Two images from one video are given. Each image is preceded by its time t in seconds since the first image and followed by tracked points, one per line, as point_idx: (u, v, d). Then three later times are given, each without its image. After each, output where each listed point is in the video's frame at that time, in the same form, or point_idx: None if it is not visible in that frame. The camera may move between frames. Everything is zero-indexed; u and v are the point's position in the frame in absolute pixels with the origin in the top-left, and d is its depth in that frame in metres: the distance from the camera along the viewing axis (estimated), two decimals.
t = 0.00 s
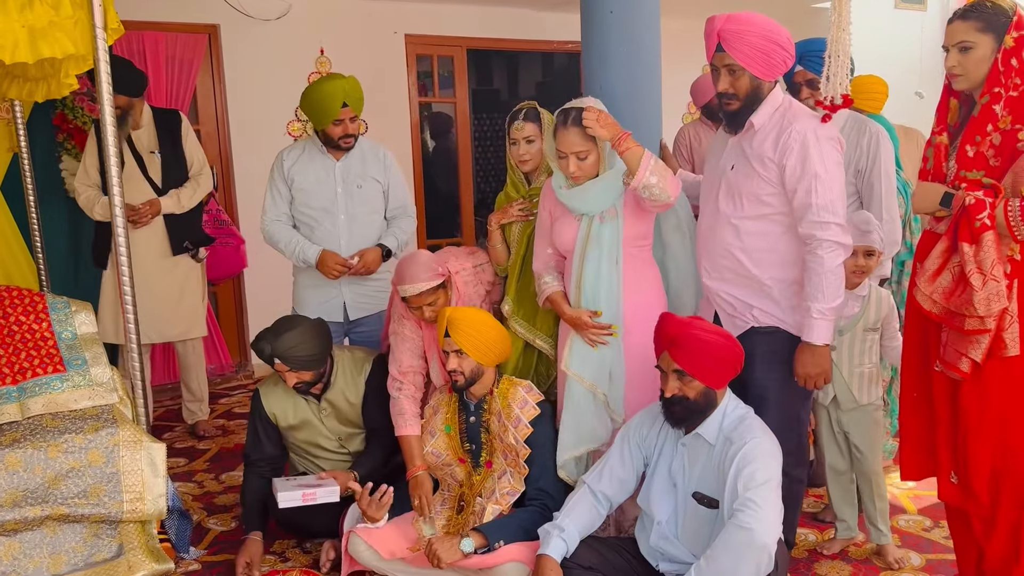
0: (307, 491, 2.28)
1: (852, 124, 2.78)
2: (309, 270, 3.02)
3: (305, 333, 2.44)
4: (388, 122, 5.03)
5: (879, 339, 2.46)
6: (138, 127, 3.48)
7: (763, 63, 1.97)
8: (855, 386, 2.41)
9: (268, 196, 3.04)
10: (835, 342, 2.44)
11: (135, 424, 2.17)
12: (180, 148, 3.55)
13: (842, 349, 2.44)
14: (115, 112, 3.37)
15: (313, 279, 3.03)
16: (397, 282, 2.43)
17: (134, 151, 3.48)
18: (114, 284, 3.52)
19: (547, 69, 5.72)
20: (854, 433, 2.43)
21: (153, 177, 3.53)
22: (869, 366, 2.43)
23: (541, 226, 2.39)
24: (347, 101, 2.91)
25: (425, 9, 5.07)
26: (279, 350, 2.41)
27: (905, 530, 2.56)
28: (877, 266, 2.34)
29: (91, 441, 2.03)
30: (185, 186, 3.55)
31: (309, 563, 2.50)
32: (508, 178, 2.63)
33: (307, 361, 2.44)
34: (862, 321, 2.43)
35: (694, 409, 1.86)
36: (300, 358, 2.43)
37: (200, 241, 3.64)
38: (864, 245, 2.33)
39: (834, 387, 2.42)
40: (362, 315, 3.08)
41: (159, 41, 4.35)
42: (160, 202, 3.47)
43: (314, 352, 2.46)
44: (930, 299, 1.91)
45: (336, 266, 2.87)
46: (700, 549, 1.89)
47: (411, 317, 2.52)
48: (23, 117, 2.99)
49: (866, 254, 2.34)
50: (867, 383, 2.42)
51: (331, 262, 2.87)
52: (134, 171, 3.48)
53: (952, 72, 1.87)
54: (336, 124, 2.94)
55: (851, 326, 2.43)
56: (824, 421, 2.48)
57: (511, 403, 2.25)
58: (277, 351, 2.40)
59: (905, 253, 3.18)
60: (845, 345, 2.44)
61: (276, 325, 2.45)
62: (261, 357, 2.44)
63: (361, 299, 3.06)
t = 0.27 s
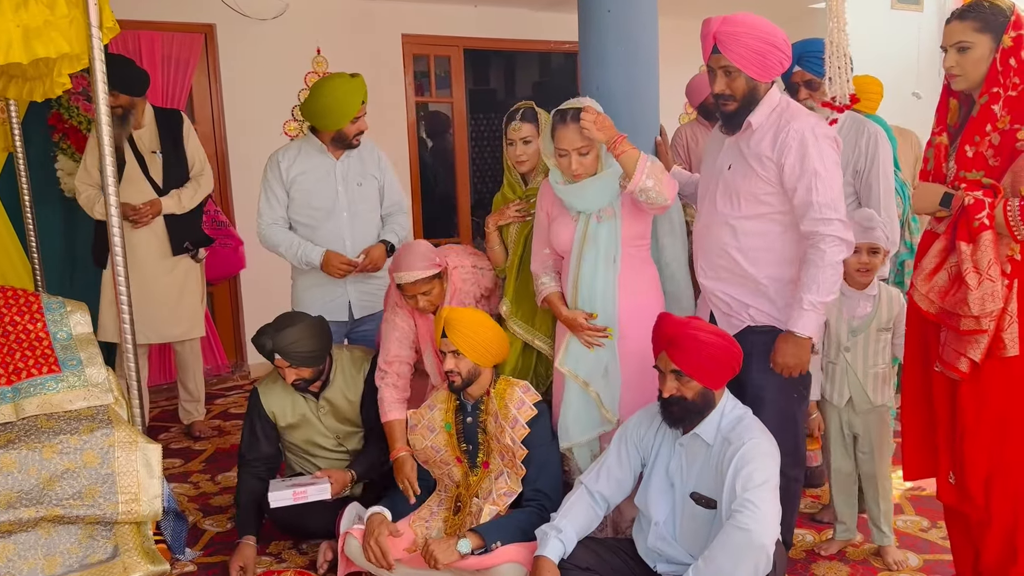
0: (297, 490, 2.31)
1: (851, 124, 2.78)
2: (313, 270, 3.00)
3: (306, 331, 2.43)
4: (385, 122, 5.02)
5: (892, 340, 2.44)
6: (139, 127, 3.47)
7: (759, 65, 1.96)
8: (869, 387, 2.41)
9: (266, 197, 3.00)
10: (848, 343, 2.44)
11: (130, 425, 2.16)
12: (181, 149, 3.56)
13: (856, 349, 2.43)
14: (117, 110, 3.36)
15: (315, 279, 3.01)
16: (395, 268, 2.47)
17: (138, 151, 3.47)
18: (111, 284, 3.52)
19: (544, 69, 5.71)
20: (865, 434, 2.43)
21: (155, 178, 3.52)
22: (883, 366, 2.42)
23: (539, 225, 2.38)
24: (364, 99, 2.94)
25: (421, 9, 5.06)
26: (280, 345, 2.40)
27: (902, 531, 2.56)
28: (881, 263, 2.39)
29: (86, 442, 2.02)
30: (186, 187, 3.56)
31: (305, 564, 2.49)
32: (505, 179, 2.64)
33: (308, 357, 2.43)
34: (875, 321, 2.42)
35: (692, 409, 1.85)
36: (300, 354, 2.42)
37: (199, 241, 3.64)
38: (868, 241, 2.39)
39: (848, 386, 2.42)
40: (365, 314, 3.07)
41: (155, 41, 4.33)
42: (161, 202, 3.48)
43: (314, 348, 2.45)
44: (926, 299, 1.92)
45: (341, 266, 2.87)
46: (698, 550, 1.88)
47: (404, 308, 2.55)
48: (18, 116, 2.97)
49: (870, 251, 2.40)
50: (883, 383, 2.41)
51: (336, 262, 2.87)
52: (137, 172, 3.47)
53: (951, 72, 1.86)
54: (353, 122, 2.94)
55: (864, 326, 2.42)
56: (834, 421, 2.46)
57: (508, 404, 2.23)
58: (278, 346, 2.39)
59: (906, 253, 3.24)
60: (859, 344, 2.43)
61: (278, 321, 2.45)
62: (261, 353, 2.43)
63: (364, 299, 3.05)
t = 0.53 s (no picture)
0: (292, 496, 2.28)
1: (848, 125, 2.78)
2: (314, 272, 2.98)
3: (304, 331, 2.42)
4: (382, 122, 5.01)
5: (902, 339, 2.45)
6: (139, 127, 3.45)
7: (754, 66, 1.96)
8: (882, 389, 2.40)
9: (263, 198, 2.95)
10: (859, 345, 2.42)
11: (126, 426, 2.14)
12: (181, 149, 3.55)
13: (867, 351, 2.42)
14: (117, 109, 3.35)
15: (315, 280, 2.99)
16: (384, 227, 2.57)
17: (136, 151, 3.45)
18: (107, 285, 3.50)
19: (541, 69, 5.70)
20: (874, 437, 2.43)
21: (153, 178, 3.51)
22: (894, 368, 2.42)
23: (533, 228, 2.38)
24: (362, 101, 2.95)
25: (418, 9, 5.05)
26: (279, 345, 2.38)
27: (901, 533, 2.55)
28: (883, 263, 2.36)
29: (81, 444, 2.00)
30: (185, 187, 3.55)
31: (301, 566, 2.48)
32: (502, 179, 2.63)
33: (306, 358, 2.42)
34: (885, 323, 2.42)
35: (690, 411, 1.84)
36: (298, 355, 2.41)
37: (198, 241, 3.63)
38: (870, 243, 2.34)
39: (862, 390, 2.40)
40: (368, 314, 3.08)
41: (150, 41, 4.32)
42: (160, 202, 3.46)
43: (312, 350, 2.44)
44: (928, 301, 1.91)
45: (348, 264, 2.90)
46: (696, 552, 1.87)
47: (393, 275, 2.68)
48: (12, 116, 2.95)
49: (873, 252, 2.36)
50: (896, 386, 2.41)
51: (341, 261, 2.89)
52: (136, 171, 3.45)
53: (950, 73, 1.86)
54: (349, 124, 2.94)
55: (875, 328, 2.42)
56: (845, 423, 2.44)
57: (505, 405, 2.22)
58: (276, 346, 2.38)
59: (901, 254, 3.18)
60: (870, 347, 2.42)
61: (276, 321, 2.43)
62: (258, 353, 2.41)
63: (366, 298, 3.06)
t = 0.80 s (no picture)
0: (285, 505, 2.23)
1: (849, 127, 2.76)
2: (303, 273, 2.97)
3: (301, 334, 2.41)
4: (380, 123, 5.00)
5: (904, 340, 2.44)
6: (138, 127, 3.44)
7: (758, 66, 1.95)
8: (885, 390, 2.39)
9: (257, 201, 2.96)
10: (861, 347, 2.41)
11: (122, 428, 2.13)
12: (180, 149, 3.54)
13: (868, 353, 2.41)
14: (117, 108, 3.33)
15: (307, 283, 2.97)
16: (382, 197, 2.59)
17: (134, 152, 3.44)
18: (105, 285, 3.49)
19: (539, 70, 5.69)
20: (875, 438, 2.42)
21: (153, 179, 3.50)
22: (896, 369, 2.42)
23: (529, 228, 2.38)
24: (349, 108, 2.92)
25: (416, 10, 5.04)
26: (274, 348, 2.37)
27: (901, 535, 2.54)
28: (880, 264, 2.37)
29: (76, 446, 1.99)
30: (184, 188, 3.54)
31: (298, 569, 2.47)
32: (500, 180, 2.64)
33: (302, 361, 2.41)
34: (886, 324, 2.41)
35: (689, 413, 1.83)
36: (294, 357, 2.39)
37: (196, 242, 3.62)
38: (866, 243, 2.36)
39: (864, 391, 2.39)
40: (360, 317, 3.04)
41: (147, 41, 4.31)
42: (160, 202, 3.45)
43: (309, 353, 2.42)
44: (931, 303, 1.90)
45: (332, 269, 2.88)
46: (696, 555, 1.86)
47: (382, 245, 2.70)
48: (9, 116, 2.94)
49: (868, 253, 2.37)
50: (897, 387, 2.39)
51: (327, 266, 2.87)
52: (135, 172, 3.44)
53: (953, 74, 1.86)
54: (336, 129, 2.92)
55: (876, 329, 2.41)
56: (846, 425, 2.44)
57: (504, 406, 2.21)
58: (272, 349, 2.37)
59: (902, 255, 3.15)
60: (872, 349, 2.41)
61: (273, 323, 2.42)
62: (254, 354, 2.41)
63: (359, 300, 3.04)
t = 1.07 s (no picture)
0: (274, 509, 2.21)
1: (850, 129, 2.76)
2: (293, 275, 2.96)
3: (297, 338, 2.39)
4: (380, 124, 4.99)
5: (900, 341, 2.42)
6: (136, 128, 3.43)
7: (756, 69, 1.95)
8: (881, 392, 2.36)
9: (250, 203, 2.98)
10: (856, 348, 2.39)
11: (120, 430, 2.11)
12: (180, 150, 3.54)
13: (864, 354, 2.39)
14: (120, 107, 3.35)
15: (298, 284, 2.97)
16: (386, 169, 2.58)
17: (134, 153, 3.43)
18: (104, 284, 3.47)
19: (539, 71, 5.69)
20: (873, 441, 2.41)
21: (153, 179, 3.49)
22: (893, 370, 2.39)
23: (531, 226, 2.39)
24: (323, 112, 2.87)
25: (416, 11, 5.04)
26: (270, 352, 2.36)
27: (901, 537, 2.54)
28: (870, 266, 2.35)
29: (74, 448, 1.97)
30: (184, 189, 3.54)
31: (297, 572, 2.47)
32: (497, 182, 2.64)
33: (297, 366, 2.39)
34: (881, 325, 2.38)
35: (688, 416, 1.83)
36: (289, 362, 2.38)
37: (196, 242, 3.63)
38: (855, 245, 2.35)
39: (859, 394, 2.38)
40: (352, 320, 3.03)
41: (146, 42, 4.30)
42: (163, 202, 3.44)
43: (304, 358, 2.41)
44: (931, 306, 1.91)
45: (315, 270, 2.86)
46: (696, 559, 1.86)
47: (382, 226, 2.67)
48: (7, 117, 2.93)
49: (857, 255, 2.36)
50: (893, 387, 2.37)
51: (310, 266, 2.85)
52: (135, 173, 3.43)
53: (959, 75, 1.86)
54: (310, 133, 2.90)
55: (871, 331, 2.38)
56: (843, 426, 2.42)
57: (502, 409, 2.19)
58: (267, 354, 2.36)
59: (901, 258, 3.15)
60: (867, 350, 2.39)
61: (270, 326, 2.41)
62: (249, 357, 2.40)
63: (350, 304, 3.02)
